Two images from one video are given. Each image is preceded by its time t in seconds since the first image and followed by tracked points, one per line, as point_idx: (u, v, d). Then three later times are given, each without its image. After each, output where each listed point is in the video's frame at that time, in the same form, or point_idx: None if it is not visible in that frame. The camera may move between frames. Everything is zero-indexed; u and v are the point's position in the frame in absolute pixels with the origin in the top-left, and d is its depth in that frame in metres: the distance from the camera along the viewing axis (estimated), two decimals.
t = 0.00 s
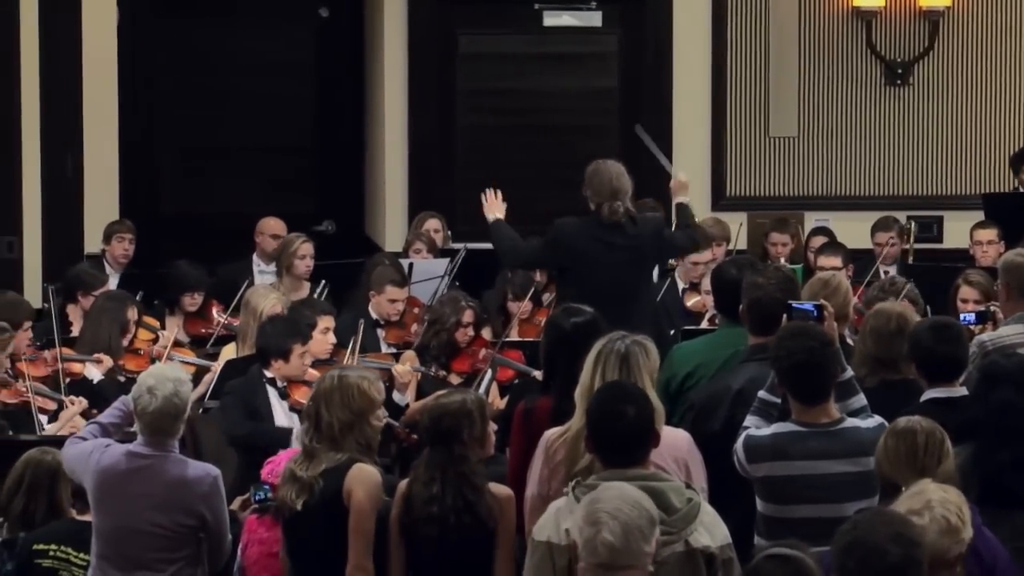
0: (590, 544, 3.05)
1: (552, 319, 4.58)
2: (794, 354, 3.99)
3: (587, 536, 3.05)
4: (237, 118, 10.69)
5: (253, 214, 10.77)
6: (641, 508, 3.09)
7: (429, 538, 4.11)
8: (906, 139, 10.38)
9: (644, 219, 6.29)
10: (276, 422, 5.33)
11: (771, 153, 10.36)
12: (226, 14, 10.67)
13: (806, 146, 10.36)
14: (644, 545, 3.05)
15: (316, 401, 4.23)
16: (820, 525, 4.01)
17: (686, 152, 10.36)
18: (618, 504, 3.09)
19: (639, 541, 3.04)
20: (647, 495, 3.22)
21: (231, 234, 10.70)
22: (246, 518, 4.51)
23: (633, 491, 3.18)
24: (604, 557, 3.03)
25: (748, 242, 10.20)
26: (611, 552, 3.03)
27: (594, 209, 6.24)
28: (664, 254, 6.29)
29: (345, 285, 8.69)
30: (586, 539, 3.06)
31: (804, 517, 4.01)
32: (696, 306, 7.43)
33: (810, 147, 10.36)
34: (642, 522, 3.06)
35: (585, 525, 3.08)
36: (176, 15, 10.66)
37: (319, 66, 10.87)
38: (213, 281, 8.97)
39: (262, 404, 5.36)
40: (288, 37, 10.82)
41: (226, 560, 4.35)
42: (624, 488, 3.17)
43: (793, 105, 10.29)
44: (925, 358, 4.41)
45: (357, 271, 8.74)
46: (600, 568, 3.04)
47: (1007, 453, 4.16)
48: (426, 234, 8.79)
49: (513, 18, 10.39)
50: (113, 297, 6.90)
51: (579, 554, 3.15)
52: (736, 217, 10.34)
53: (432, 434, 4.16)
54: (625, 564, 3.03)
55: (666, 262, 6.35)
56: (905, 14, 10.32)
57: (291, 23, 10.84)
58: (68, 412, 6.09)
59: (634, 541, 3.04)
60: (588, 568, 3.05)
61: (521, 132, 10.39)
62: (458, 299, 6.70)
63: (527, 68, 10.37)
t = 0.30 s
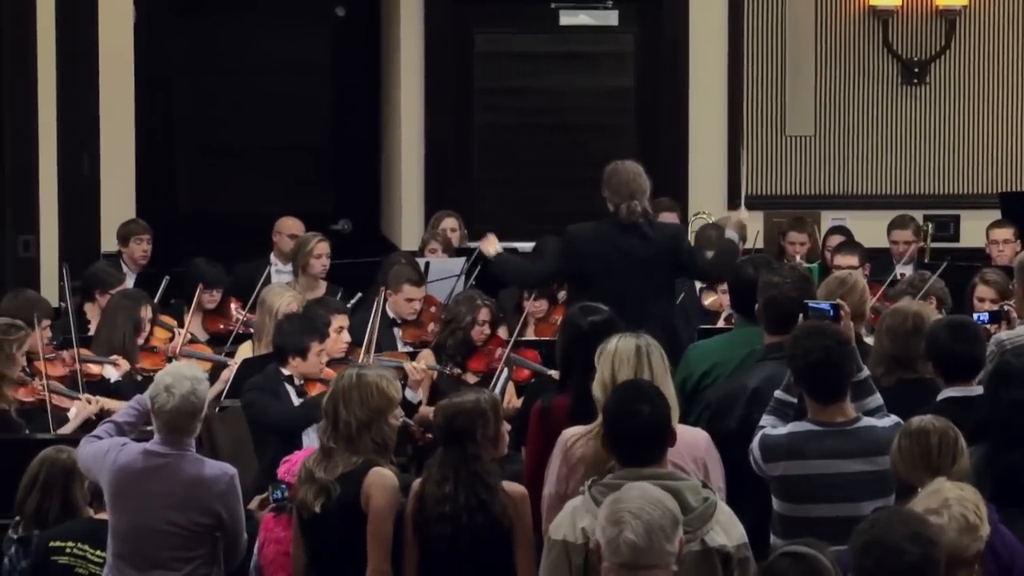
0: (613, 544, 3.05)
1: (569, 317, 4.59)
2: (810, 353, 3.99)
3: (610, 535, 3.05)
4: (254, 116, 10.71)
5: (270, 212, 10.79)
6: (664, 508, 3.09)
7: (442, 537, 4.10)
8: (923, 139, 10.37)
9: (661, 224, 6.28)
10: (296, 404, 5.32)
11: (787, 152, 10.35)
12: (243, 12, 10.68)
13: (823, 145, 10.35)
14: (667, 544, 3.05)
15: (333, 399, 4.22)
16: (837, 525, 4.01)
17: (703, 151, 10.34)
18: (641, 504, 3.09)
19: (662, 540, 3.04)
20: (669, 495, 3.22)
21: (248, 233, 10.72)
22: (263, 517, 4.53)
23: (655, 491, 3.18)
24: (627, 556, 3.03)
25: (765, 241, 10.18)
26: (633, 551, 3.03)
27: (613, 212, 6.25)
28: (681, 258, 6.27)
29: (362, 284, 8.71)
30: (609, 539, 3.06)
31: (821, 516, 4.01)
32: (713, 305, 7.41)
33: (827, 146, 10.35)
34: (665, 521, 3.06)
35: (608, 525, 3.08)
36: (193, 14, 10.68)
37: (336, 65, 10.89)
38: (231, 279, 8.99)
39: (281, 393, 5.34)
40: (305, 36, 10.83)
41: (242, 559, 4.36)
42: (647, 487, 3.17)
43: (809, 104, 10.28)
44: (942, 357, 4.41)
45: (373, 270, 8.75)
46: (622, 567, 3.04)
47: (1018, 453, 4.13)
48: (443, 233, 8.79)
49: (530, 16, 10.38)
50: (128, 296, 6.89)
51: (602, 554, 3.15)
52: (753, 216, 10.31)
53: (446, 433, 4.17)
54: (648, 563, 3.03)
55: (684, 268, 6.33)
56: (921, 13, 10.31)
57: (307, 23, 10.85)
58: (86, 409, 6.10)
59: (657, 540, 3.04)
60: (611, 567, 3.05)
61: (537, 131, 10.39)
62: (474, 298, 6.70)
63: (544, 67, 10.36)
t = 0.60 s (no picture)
0: (635, 544, 3.05)
1: (589, 317, 4.60)
2: (828, 355, 4.00)
3: (632, 535, 3.06)
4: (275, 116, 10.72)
5: (291, 212, 10.81)
6: (685, 508, 3.10)
7: (463, 537, 4.11)
8: (942, 138, 10.35)
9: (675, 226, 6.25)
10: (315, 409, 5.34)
11: (806, 152, 10.35)
12: (263, 13, 10.70)
13: (842, 145, 10.34)
14: (688, 544, 3.05)
15: (350, 400, 4.24)
16: (857, 524, 4.00)
17: (722, 152, 10.36)
18: (662, 504, 3.09)
19: (683, 540, 3.04)
20: (690, 496, 3.22)
21: (268, 233, 10.76)
22: (283, 517, 4.55)
23: (676, 492, 3.19)
24: (649, 557, 3.03)
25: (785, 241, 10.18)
26: (655, 551, 3.03)
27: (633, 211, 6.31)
28: (694, 263, 6.21)
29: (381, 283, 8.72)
30: (630, 539, 3.06)
31: (841, 516, 4.00)
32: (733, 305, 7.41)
33: (846, 146, 10.34)
34: (686, 522, 3.07)
35: (629, 525, 3.08)
36: (214, 13, 10.70)
37: (356, 65, 10.91)
38: (253, 279, 9.01)
39: (301, 397, 5.36)
40: (325, 36, 10.85)
41: (261, 558, 4.38)
42: (667, 489, 3.18)
43: (828, 103, 10.26)
44: (962, 357, 4.40)
45: (393, 270, 8.77)
46: (644, 568, 3.04)
47: None
48: (463, 232, 8.80)
49: (550, 16, 10.38)
50: (147, 297, 6.93)
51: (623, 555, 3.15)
52: (773, 215, 10.32)
53: (464, 433, 4.17)
54: (670, 563, 3.03)
55: (699, 275, 6.26)
56: (941, 13, 10.27)
57: (327, 23, 10.87)
58: (108, 410, 6.18)
59: (679, 540, 3.04)
60: (633, 568, 3.05)
61: (557, 131, 10.39)
62: (495, 298, 6.70)
63: (563, 66, 10.36)
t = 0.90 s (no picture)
0: (657, 544, 3.05)
1: (611, 316, 4.59)
2: (861, 352, 4.00)
3: (654, 536, 3.06)
4: (298, 116, 10.74)
5: (314, 212, 10.84)
6: (708, 509, 3.09)
7: (486, 536, 4.12)
8: (965, 138, 10.33)
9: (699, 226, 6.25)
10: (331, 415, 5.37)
11: (828, 152, 10.34)
12: (286, 13, 10.72)
13: (864, 144, 10.33)
14: (711, 546, 3.05)
15: (372, 398, 4.25)
16: (881, 524, 4.00)
17: (745, 152, 10.36)
18: (685, 505, 3.09)
19: (705, 541, 3.04)
20: (713, 496, 3.22)
21: (291, 233, 10.78)
22: (305, 517, 4.56)
23: (699, 492, 3.19)
24: (672, 557, 3.03)
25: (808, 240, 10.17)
26: (678, 552, 3.03)
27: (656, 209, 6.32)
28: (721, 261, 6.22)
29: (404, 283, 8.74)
30: (653, 540, 3.06)
31: (863, 516, 4.00)
32: (756, 305, 7.39)
33: (869, 145, 10.33)
34: (709, 523, 3.07)
35: (652, 526, 3.09)
36: (237, 13, 10.73)
37: (379, 65, 10.93)
38: (275, 279, 9.03)
39: (318, 402, 5.39)
40: (347, 36, 10.86)
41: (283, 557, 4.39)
42: (690, 490, 3.18)
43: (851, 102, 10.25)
44: (987, 358, 4.39)
45: (416, 269, 8.78)
46: (666, 568, 3.05)
47: None
48: (486, 232, 8.81)
49: (572, 16, 10.38)
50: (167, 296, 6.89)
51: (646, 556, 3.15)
52: (796, 214, 10.33)
53: (488, 433, 4.18)
54: (692, 565, 3.04)
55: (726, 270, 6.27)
56: (965, 12, 10.24)
57: (350, 23, 10.88)
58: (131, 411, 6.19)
59: (701, 541, 3.04)
60: (655, 568, 3.05)
61: (581, 131, 10.39)
62: (515, 297, 6.65)
63: (585, 66, 10.34)
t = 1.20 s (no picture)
0: (677, 543, 3.05)
1: (632, 316, 4.60)
2: (884, 350, 3.98)
3: (675, 535, 3.06)
4: (320, 115, 10.76)
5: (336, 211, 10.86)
6: (730, 510, 3.09)
7: (509, 536, 4.12)
8: (989, 137, 10.29)
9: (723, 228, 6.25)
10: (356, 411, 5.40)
11: (851, 151, 10.33)
12: (309, 12, 10.74)
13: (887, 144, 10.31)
14: (732, 546, 3.05)
15: (397, 397, 4.26)
16: (903, 524, 3.99)
17: (770, 151, 10.33)
18: (707, 505, 3.10)
19: (726, 541, 3.04)
20: (733, 496, 3.22)
21: (313, 232, 10.80)
22: (329, 516, 4.57)
23: (722, 493, 3.19)
24: (692, 556, 3.03)
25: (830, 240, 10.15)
26: (699, 551, 3.03)
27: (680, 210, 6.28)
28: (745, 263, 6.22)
29: (426, 282, 8.75)
30: (674, 539, 3.06)
31: (885, 516, 3.99)
32: (778, 305, 7.38)
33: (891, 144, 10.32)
34: (730, 523, 3.07)
35: (673, 525, 3.09)
36: (260, 13, 10.75)
37: (401, 64, 10.94)
38: (297, 278, 9.05)
39: (342, 404, 5.39)
40: (369, 36, 10.87)
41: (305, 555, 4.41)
42: (713, 491, 3.18)
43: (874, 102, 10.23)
44: (1010, 357, 4.37)
45: (438, 269, 8.79)
46: (687, 567, 3.05)
47: None
48: (508, 231, 8.81)
49: (594, 15, 10.38)
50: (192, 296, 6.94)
51: (667, 556, 3.16)
52: (819, 214, 10.31)
53: (511, 433, 4.17)
54: (712, 564, 3.04)
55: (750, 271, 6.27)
56: (988, 12, 10.21)
57: (372, 22, 10.89)
58: (154, 409, 6.22)
59: (722, 541, 3.04)
60: (676, 567, 3.06)
61: (603, 130, 10.39)
62: (532, 295, 6.71)
63: (607, 66, 10.33)
